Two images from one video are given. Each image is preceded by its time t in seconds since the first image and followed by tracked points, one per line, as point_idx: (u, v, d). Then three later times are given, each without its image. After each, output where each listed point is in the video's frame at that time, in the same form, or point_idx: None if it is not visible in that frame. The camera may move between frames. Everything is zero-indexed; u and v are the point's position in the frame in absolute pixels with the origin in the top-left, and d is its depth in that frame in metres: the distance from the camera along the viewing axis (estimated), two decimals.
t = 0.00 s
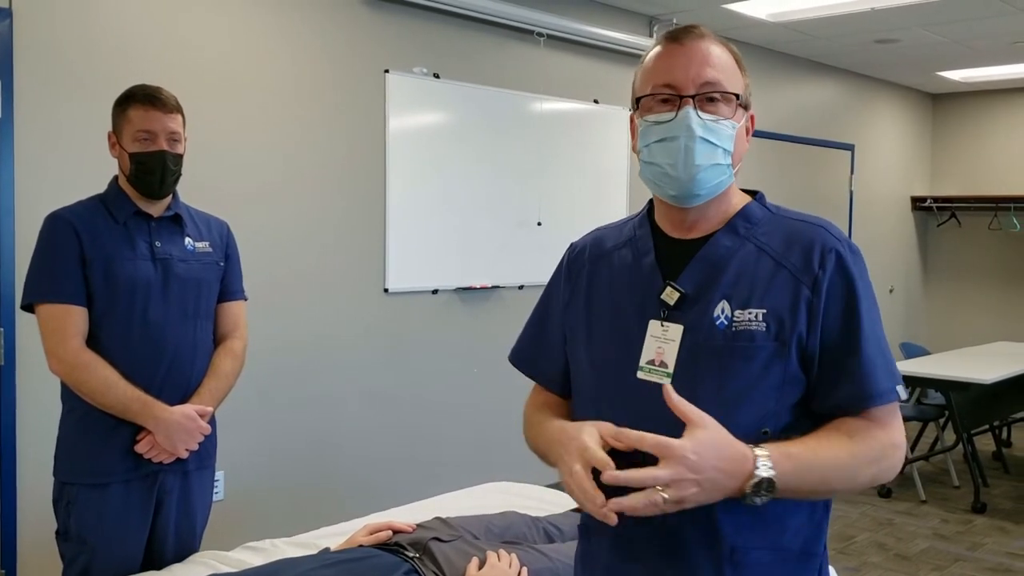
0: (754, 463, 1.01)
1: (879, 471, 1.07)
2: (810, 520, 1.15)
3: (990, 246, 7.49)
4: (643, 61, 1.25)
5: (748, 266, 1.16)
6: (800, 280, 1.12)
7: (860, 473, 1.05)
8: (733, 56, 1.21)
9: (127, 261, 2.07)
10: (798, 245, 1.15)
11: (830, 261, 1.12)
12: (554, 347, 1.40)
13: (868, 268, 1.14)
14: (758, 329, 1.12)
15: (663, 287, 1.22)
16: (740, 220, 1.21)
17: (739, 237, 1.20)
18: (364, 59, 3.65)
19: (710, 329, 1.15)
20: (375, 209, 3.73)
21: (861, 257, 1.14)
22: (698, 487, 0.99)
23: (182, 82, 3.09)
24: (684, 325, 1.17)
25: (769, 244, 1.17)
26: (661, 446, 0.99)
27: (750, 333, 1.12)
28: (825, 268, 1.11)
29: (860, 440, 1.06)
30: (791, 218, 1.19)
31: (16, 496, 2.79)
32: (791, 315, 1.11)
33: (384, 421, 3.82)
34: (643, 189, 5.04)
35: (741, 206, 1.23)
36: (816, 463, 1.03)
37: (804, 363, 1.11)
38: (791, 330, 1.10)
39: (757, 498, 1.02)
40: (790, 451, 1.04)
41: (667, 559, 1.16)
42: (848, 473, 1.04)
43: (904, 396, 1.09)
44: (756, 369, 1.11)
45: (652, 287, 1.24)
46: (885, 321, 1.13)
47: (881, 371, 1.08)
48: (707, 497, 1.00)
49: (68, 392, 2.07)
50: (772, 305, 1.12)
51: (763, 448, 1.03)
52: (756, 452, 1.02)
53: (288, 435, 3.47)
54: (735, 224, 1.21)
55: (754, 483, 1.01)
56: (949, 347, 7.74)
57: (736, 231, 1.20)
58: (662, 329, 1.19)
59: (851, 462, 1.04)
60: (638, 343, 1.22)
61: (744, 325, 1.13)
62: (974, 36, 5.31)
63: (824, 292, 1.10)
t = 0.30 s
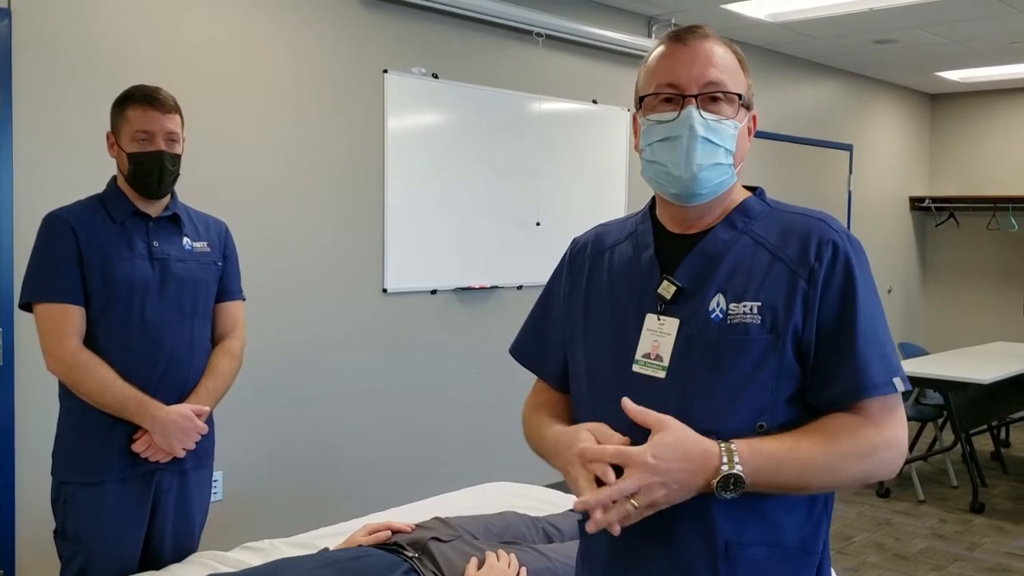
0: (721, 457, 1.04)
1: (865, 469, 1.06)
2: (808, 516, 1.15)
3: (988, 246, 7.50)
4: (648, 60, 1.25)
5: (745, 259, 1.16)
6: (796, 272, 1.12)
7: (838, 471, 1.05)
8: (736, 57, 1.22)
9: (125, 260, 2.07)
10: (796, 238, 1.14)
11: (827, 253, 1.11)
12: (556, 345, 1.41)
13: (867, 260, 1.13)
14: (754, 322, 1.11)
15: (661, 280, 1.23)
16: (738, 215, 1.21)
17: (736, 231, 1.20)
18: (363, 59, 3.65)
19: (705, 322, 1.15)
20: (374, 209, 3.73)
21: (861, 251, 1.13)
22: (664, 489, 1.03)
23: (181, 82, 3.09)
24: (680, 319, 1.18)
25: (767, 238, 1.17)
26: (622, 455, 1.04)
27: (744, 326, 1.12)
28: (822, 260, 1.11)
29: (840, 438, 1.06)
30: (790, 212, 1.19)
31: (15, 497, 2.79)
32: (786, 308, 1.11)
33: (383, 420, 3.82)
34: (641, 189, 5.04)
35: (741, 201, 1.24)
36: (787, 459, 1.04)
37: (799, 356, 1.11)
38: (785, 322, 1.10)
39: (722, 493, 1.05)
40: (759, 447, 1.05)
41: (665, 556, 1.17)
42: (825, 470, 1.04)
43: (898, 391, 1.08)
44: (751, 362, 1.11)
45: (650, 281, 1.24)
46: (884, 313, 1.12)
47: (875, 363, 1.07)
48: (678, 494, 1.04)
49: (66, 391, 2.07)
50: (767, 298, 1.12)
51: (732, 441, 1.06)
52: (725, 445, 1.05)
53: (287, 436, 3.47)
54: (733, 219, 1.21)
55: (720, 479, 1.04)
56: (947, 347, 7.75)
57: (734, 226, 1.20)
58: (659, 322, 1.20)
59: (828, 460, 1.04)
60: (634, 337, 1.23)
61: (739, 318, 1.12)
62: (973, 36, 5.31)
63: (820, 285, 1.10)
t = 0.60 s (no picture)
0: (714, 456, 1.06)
1: (861, 472, 1.06)
2: (808, 517, 1.15)
3: (987, 247, 7.50)
4: (652, 63, 1.25)
5: (746, 260, 1.16)
6: (797, 273, 1.11)
7: (834, 472, 1.05)
8: (739, 59, 1.22)
9: (124, 260, 2.07)
10: (797, 240, 1.14)
11: (828, 255, 1.11)
12: (559, 349, 1.41)
13: (868, 263, 1.13)
14: (755, 322, 1.11)
15: (662, 280, 1.23)
16: (740, 217, 1.21)
17: (738, 232, 1.20)
18: (362, 60, 3.65)
19: (706, 323, 1.15)
20: (374, 209, 3.73)
21: (863, 253, 1.13)
22: (656, 487, 1.06)
23: (180, 82, 3.09)
24: (681, 320, 1.18)
25: (769, 240, 1.17)
26: (616, 451, 1.08)
27: (745, 327, 1.12)
28: (823, 262, 1.11)
29: (836, 440, 1.06)
30: (792, 214, 1.19)
31: (13, 497, 2.78)
32: (787, 309, 1.10)
33: (382, 421, 3.82)
34: (641, 190, 5.04)
35: (743, 203, 1.24)
36: (783, 459, 1.05)
37: (800, 358, 1.11)
38: (786, 323, 1.10)
39: (714, 493, 1.06)
40: (754, 446, 1.06)
41: (665, 556, 1.16)
42: (820, 472, 1.05)
43: (897, 393, 1.08)
44: (752, 363, 1.11)
45: (651, 282, 1.24)
46: (885, 316, 1.11)
47: (876, 365, 1.07)
48: (671, 492, 1.07)
49: (65, 391, 2.07)
50: (769, 299, 1.12)
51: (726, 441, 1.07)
52: (719, 445, 1.06)
53: (286, 436, 3.47)
54: (735, 221, 1.21)
55: (712, 478, 1.05)
56: (945, 348, 7.76)
57: (736, 227, 1.20)
58: (659, 323, 1.20)
59: (823, 461, 1.04)
60: (636, 337, 1.23)
61: (740, 319, 1.12)
62: (972, 38, 5.32)
63: (821, 286, 1.10)
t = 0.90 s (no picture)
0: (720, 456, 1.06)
1: (864, 473, 1.06)
2: (809, 518, 1.15)
3: (986, 248, 7.50)
4: (653, 64, 1.25)
5: (749, 261, 1.16)
6: (800, 275, 1.11)
7: (836, 473, 1.05)
8: (740, 59, 1.21)
9: (123, 260, 2.07)
10: (800, 242, 1.14)
11: (832, 257, 1.11)
12: (561, 349, 1.41)
13: (871, 266, 1.13)
14: (757, 323, 1.11)
15: (664, 280, 1.23)
16: (743, 218, 1.21)
17: (741, 234, 1.20)
18: (362, 60, 3.65)
19: (709, 323, 1.15)
20: (373, 210, 3.73)
21: (865, 256, 1.13)
22: (660, 488, 1.06)
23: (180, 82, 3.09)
24: (683, 320, 1.18)
25: (771, 241, 1.17)
26: (621, 453, 1.08)
27: (748, 327, 1.12)
28: (826, 264, 1.11)
29: (839, 441, 1.06)
30: (794, 216, 1.19)
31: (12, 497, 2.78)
32: (790, 310, 1.10)
33: (381, 421, 3.81)
34: (639, 190, 5.04)
35: (745, 205, 1.24)
36: (787, 460, 1.05)
37: (803, 359, 1.11)
38: (790, 324, 1.10)
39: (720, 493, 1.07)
40: (757, 447, 1.06)
41: (666, 557, 1.16)
42: (822, 473, 1.05)
43: (899, 395, 1.08)
44: (755, 364, 1.11)
45: (654, 282, 1.24)
46: (887, 318, 1.11)
47: (879, 366, 1.07)
48: (675, 493, 1.07)
49: (64, 391, 2.07)
50: (771, 300, 1.12)
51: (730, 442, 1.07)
52: (724, 445, 1.06)
53: (285, 436, 3.46)
54: (738, 222, 1.21)
55: (717, 479, 1.05)
56: (944, 349, 7.76)
57: (738, 229, 1.20)
58: (662, 323, 1.20)
59: (826, 463, 1.05)
60: (638, 337, 1.23)
61: (743, 319, 1.12)
62: (970, 39, 5.33)
63: (824, 288, 1.10)
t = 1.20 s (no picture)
0: (720, 454, 1.06)
1: (863, 472, 1.06)
2: (808, 517, 1.15)
3: (985, 249, 7.50)
4: (654, 62, 1.25)
5: (750, 261, 1.16)
6: (801, 275, 1.12)
7: (836, 472, 1.05)
8: (741, 57, 1.22)
9: (123, 260, 2.06)
10: (801, 242, 1.15)
11: (832, 258, 1.11)
12: (561, 348, 1.41)
13: (871, 267, 1.13)
14: (758, 323, 1.11)
15: (665, 280, 1.23)
16: (744, 219, 1.21)
17: (742, 233, 1.20)
18: (361, 60, 3.65)
19: (709, 323, 1.15)
20: (372, 210, 3.72)
21: (866, 257, 1.13)
22: (660, 485, 1.06)
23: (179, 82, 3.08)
24: (684, 320, 1.18)
25: (772, 242, 1.17)
26: (621, 449, 1.08)
27: (748, 327, 1.12)
28: (827, 264, 1.11)
29: (839, 441, 1.06)
30: (794, 217, 1.19)
31: (11, 496, 2.78)
32: (790, 311, 1.10)
33: (381, 421, 3.81)
34: (639, 190, 5.05)
35: (746, 205, 1.24)
36: (787, 459, 1.05)
37: (804, 360, 1.11)
38: (790, 324, 1.10)
39: (721, 492, 1.07)
40: (758, 445, 1.06)
41: (666, 557, 1.16)
42: (822, 471, 1.05)
43: (899, 396, 1.08)
44: (756, 363, 1.11)
45: (655, 281, 1.24)
46: (887, 318, 1.12)
47: (879, 367, 1.07)
48: (676, 491, 1.07)
49: (64, 392, 2.07)
50: (772, 300, 1.12)
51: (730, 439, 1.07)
52: (724, 443, 1.06)
53: (284, 436, 3.46)
54: (739, 223, 1.21)
55: (718, 475, 1.05)
56: (943, 349, 7.76)
57: (739, 229, 1.20)
58: (663, 323, 1.20)
59: (825, 462, 1.05)
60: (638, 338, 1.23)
61: (743, 319, 1.12)
62: (969, 40, 5.33)
63: (825, 289, 1.10)
